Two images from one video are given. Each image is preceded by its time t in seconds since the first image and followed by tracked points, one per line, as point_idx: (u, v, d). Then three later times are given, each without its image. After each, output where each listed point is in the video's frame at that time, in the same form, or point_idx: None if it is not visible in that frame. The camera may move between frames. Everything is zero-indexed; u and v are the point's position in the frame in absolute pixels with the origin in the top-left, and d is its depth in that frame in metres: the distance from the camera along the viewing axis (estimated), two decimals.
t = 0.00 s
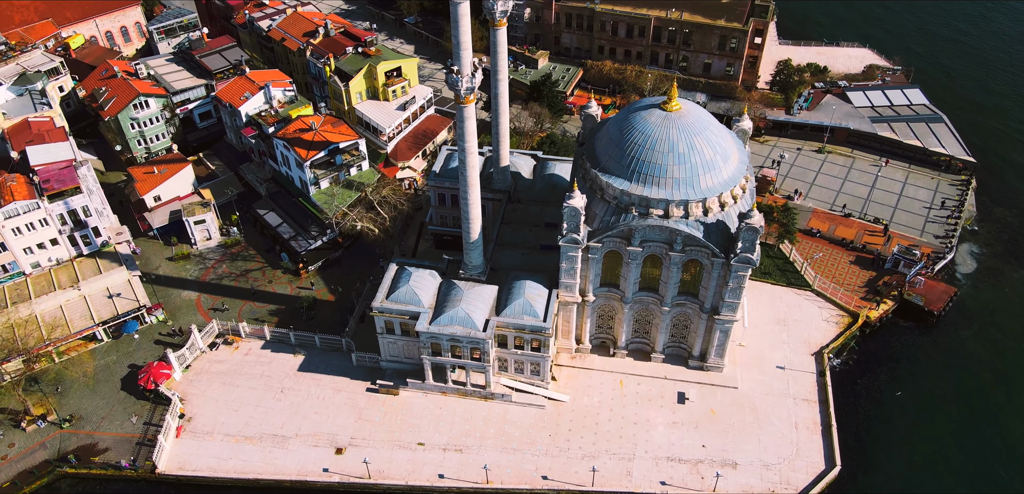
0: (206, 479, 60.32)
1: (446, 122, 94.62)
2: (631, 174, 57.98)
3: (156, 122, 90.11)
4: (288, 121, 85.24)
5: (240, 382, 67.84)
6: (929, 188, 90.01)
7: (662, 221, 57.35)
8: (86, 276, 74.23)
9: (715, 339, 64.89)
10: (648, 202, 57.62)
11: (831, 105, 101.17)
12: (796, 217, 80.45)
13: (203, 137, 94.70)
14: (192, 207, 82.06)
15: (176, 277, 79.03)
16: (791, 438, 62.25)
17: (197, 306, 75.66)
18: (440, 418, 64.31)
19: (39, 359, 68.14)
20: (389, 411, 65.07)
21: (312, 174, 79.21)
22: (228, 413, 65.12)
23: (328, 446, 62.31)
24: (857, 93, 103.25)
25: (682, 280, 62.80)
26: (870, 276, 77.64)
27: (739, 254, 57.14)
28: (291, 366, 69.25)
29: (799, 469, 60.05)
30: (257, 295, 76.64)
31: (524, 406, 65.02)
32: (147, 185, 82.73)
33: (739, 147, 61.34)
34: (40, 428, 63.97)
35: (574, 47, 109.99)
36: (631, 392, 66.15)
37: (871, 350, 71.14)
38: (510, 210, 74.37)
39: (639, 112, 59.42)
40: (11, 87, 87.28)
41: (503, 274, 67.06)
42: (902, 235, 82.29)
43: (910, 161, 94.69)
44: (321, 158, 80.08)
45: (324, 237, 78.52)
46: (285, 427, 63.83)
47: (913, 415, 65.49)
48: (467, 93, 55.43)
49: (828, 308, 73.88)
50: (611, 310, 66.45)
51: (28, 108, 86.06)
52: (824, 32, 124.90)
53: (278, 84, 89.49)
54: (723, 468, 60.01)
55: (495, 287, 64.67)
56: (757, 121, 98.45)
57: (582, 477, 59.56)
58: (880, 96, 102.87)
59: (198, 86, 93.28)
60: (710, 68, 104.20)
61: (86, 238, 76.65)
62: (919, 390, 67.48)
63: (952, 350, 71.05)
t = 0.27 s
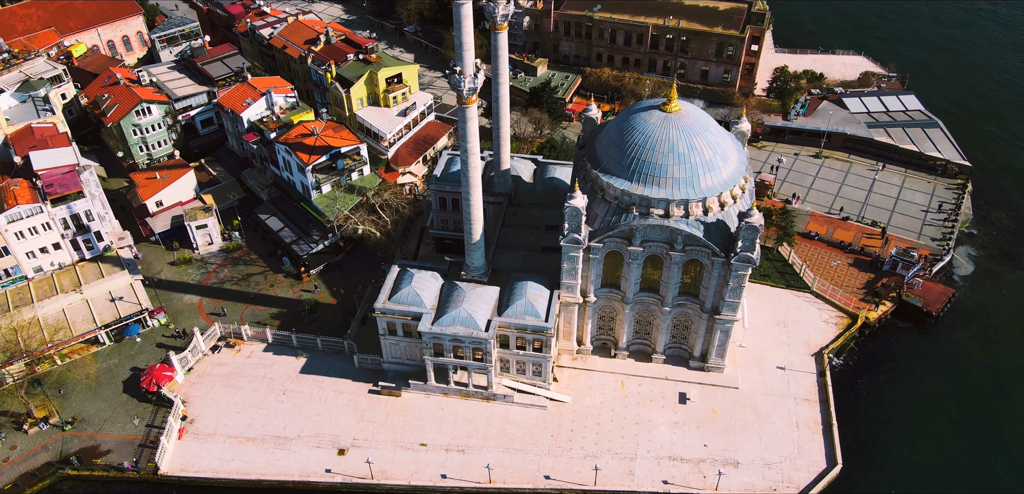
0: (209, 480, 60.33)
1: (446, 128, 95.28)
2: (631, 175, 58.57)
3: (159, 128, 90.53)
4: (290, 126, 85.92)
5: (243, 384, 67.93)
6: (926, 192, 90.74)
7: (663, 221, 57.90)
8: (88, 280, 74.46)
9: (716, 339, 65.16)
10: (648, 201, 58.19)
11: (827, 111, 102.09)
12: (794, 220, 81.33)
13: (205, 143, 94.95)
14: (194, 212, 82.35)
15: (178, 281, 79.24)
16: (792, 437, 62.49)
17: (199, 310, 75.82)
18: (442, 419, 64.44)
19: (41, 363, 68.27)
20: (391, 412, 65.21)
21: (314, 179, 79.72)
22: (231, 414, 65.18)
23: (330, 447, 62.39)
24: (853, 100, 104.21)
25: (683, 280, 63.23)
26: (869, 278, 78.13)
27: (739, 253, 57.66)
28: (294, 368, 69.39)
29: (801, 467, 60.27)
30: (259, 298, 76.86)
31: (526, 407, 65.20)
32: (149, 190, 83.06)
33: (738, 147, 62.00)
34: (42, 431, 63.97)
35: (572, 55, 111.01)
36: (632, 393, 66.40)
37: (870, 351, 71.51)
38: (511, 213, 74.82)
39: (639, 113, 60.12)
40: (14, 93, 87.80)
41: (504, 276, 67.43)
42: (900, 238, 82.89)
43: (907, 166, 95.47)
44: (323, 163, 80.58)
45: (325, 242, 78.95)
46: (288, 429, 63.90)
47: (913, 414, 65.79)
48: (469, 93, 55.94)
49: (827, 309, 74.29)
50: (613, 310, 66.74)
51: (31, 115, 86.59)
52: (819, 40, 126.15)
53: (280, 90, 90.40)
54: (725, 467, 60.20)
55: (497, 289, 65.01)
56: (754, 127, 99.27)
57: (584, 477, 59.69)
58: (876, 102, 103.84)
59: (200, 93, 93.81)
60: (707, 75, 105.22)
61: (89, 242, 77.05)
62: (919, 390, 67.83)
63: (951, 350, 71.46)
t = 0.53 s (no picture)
0: (211, 481, 60.34)
1: (446, 134, 95.99)
2: (632, 175, 59.16)
3: (161, 134, 91.07)
4: (292, 131, 86.54)
5: (245, 386, 68.05)
6: (923, 196, 91.49)
7: (664, 220, 58.45)
8: (91, 283, 74.70)
9: (717, 339, 65.53)
10: (649, 201, 58.76)
11: (824, 116, 103.04)
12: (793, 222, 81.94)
13: (207, 149, 95.59)
14: (196, 216, 82.54)
15: (180, 284, 79.47)
16: (793, 436, 62.74)
17: (201, 313, 76.02)
18: (445, 419, 64.59)
19: (43, 365, 68.40)
20: (393, 413, 65.34)
21: (316, 183, 80.28)
22: (233, 416, 65.25)
23: (333, 447, 62.46)
24: (849, 106, 105.24)
25: (683, 280, 63.67)
26: (867, 280, 78.66)
27: (739, 252, 58.19)
28: (296, 370, 69.56)
29: (803, 466, 60.50)
30: (261, 301, 77.11)
31: (528, 407, 65.41)
32: (151, 195, 83.36)
33: (737, 148, 62.68)
34: (44, 433, 64.00)
35: (572, 62, 112.12)
36: (634, 393, 66.65)
37: (870, 352, 71.93)
38: (512, 216, 75.34)
39: (639, 114, 60.81)
40: (18, 99, 88.35)
41: (505, 277, 67.83)
42: (897, 241, 83.52)
43: (903, 170, 96.28)
44: (325, 167, 81.14)
45: (326, 245, 79.26)
46: (290, 430, 63.96)
47: (913, 413, 66.12)
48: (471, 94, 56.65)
49: (827, 310, 74.76)
50: (614, 311, 67.11)
51: (35, 120, 87.15)
52: (815, 48, 127.44)
53: (282, 96, 91.11)
54: (727, 465, 60.40)
55: (498, 289, 65.39)
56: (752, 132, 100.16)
57: (587, 476, 59.84)
58: (872, 108, 104.88)
59: (203, 99, 94.53)
60: (705, 81, 106.34)
61: (91, 246, 77.35)
62: (918, 390, 68.20)
63: (950, 351, 71.89)
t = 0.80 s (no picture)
0: (214, 481, 60.40)
1: (446, 140, 96.66)
2: (632, 175, 59.82)
3: (163, 140, 91.66)
4: (294, 137, 87.12)
5: (247, 388, 68.20)
6: (920, 199, 92.25)
7: (664, 220, 59.01)
8: (93, 287, 74.97)
9: (717, 339, 65.94)
10: (650, 201, 59.37)
11: (821, 122, 103.96)
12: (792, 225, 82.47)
13: (209, 155, 95.76)
14: (198, 220, 83.04)
15: (182, 288, 79.70)
16: (794, 435, 63.03)
17: (203, 316, 76.24)
18: (447, 420, 64.75)
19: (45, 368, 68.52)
20: (395, 413, 65.50)
21: (317, 187, 80.80)
22: (236, 417, 65.36)
23: (336, 448, 62.59)
24: (846, 111, 106.20)
25: (684, 280, 64.13)
26: (866, 281, 79.19)
27: (739, 251, 58.71)
28: (298, 372, 69.75)
29: (804, 464, 60.75)
30: (263, 304, 77.36)
31: (530, 408, 65.64)
32: (153, 199, 83.75)
33: (737, 149, 63.36)
34: (46, 434, 64.04)
35: (570, 70, 113.27)
36: (635, 393, 66.96)
37: (869, 353, 72.37)
38: (513, 218, 75.83)
39: (640, 115, 61.56)
40: (21, 105, 88.94)
41: (507, 278, 68.23)
42: (895, 243, 84.19)
43: (899, 174, 97.08)
44: (327, 171, 81.72)
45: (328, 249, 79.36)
46: (293, 431, 64.07)
47: (913, 413, 66.48)
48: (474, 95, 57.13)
49: (826, 312, 75.21)
50: (615, 311, 67.50)
51: (38, 126, 87.71)
52: (812, 55, 128.80)
53: (283, 102, 91.78)
54: (728, 464, 60.63)
55: (500, 290, 65.75)
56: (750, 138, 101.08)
57: (589, 475, 60.03)
58: (868, 114, 105.85)
59: (205, 106, 95.23)
60: (703, 88, 107.50)
61: (94, 249, 77.56)
62: (918, 390, 68.59)
63: (948, 351, 72.35)
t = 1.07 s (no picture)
0: (217, 481, 60.50)
1: (446, 146, 97.42)
2: (633, 175, 60.45)
3: (165, 146, 92.10)
4: (296, 142, 87.77)
5: (250, 389, 68.40)
6: (917, 203, 93.03)
7: (665, 219, 59.59)
8: (96, 290, 75.27)
9: (718, 339, 66.38)
10: (650, 201, 59.98)
11: (818, 127, 104.88)
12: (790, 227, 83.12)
13: (211, 161, 96.25)
14: (200, 224, 83.38)
15: (184, 292, 79.95)
16: (795, 434, 63.34)
17: (205, 319, 76.47)
18: (449, 420, 64.95)
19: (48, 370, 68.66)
20: (398, 414, 65.69)
21: (319, 190, 81.36)
22: (238, 418, 65.52)
23: (338, 448, 62.74)
24: (843, 117, 107.20)
25: (684, 281, 64.63)
26: (864, 283, 79.75)
27: (739, 250, 59.28)
28: (301, 373, 69.98)
29: (805, 462, 61.04)
30: (265, 307, 77.64)
31: (532, 408, 65.91)
32: (156, 203, 84.16)
33: (736, 150, 64.08)
34: (49, 435, 64.12)
35: (569, 77, 114.36)
36: (637, 393, 67.29)
37: (868, 353, 72.81)
38: (514, 221, 76.36)
39: (640, 117, 62.31)
40: (25, 111, 89.56)
41: (509, 279, 68.67)
42: (893, 246, 84.85)
43: (896, 179, 97.91)
44: (329, 175, 82.28)
45: (330, 252, 80.00)
46: (295, 431, 64.23)
47: (912, 412, 66.86)
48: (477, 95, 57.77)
49: (825, 313, 75.69)
50: (616, 312, 67.93)
51: (41, 132, 88.32)
52: (808, 63, 130.10)
53: (286, 108, 92.52)
54: (730, 462, 60.90)
55: (502, 291, 66.16)
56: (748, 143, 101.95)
57: (591, 474, 60.25)
58: (864, 119, 106.88)
59: (207, 112, 95.74)
60: (701, 94, 108.61)
61: (97, 253, 78.01)
62: (917, 390, 69.01)
63: (947, 351, 72.83)
